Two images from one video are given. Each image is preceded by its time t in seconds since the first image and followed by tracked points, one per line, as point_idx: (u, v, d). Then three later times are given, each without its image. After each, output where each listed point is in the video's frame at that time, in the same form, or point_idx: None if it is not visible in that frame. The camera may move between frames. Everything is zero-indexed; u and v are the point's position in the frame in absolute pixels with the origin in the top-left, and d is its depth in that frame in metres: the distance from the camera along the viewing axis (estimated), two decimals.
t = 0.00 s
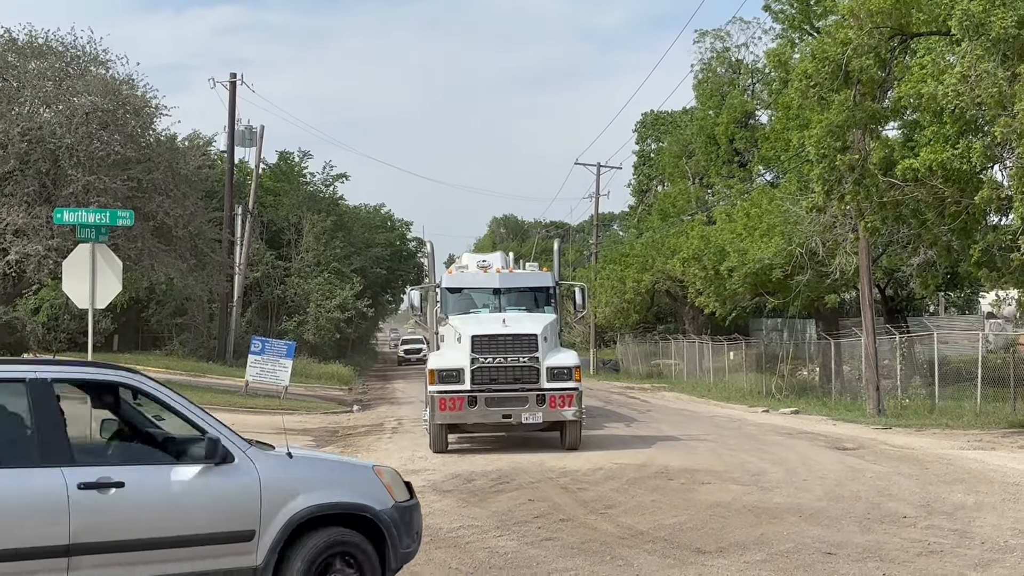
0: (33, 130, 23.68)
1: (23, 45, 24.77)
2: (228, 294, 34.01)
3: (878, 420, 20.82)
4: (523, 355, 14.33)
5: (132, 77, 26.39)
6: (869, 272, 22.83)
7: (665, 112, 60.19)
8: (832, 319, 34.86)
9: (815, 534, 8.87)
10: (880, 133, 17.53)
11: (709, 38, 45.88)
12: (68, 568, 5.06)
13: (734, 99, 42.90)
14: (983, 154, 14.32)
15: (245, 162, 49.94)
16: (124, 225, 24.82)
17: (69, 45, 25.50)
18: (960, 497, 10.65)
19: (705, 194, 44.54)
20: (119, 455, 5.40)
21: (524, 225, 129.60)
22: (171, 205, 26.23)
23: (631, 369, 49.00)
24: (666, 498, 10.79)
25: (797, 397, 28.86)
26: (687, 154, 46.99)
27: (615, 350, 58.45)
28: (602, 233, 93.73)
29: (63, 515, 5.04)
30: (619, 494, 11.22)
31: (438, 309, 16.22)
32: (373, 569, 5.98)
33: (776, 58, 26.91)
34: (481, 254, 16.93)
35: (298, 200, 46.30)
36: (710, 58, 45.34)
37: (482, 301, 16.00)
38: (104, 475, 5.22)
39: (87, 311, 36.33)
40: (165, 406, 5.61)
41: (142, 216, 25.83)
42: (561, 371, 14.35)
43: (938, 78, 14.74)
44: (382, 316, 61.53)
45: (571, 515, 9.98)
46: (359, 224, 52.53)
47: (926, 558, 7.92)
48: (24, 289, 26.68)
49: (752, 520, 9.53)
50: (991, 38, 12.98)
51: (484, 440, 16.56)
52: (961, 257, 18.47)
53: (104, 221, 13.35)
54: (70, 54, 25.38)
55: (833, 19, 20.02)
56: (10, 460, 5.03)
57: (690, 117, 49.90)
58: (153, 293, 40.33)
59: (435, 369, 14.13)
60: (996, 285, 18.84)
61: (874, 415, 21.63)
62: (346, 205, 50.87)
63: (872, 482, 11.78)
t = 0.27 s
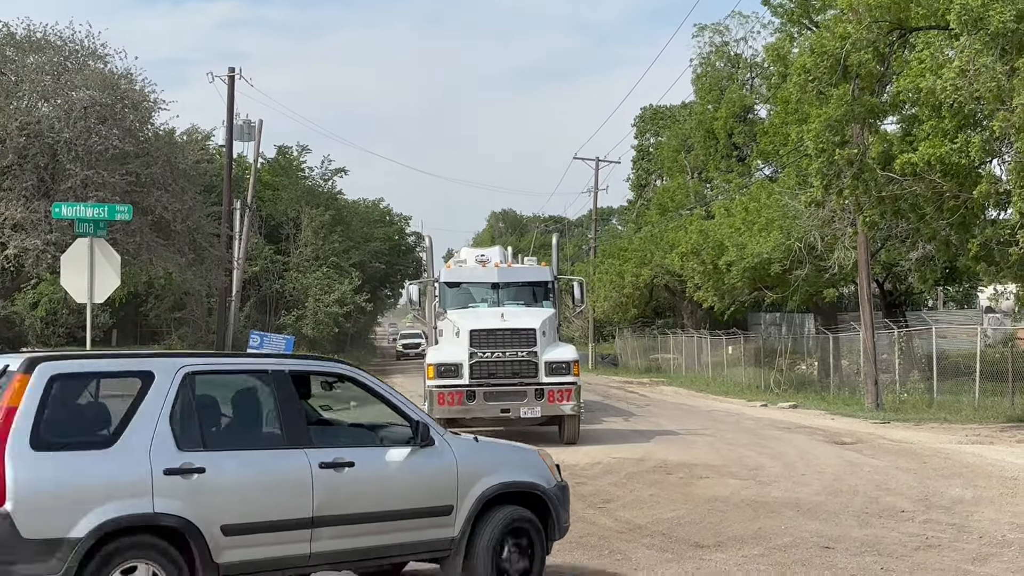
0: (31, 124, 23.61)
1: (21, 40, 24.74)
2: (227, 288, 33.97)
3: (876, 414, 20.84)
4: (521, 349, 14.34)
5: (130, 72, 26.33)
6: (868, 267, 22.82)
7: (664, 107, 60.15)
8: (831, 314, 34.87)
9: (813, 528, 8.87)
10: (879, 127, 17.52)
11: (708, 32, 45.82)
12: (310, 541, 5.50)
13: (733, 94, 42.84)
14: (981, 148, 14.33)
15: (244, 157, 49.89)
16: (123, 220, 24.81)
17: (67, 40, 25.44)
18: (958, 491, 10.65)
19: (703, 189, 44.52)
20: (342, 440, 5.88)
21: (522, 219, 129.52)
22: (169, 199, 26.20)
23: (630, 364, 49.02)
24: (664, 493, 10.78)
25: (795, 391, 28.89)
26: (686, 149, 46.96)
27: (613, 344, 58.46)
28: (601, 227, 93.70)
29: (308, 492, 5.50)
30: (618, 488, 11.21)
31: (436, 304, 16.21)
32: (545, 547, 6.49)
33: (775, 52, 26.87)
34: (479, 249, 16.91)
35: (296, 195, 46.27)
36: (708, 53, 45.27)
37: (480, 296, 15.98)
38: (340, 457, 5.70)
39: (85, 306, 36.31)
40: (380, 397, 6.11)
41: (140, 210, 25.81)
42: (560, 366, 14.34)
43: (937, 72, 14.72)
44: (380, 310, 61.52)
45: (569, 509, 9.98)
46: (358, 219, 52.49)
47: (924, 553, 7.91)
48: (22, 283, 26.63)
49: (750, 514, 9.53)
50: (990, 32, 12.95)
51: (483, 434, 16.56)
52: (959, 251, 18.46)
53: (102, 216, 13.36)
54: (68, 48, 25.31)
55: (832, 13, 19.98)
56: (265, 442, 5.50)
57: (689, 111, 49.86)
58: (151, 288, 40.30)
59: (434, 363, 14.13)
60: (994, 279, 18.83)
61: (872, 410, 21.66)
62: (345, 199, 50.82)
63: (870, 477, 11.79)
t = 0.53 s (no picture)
0: (28, 120, 23.66)
1: (17, 35, 24.73)
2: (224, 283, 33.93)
3: (873, 409, 20.87)
4: (519, 345, 14.34)
5: (127, 66, 26.26)
6: (865, 262, 22.82)
7: (661, 102, 60.12)
8: (828, 308, 34.88)
9: (810, 523, 8.88)
10: (876, 122, 17.51)
11: (705, 27, 45.76)
12: (496, 512, 6.34)
13: (730, 89, 42.78)
14: (978, 143, 14.35)
15: (241, 152, 49.81)
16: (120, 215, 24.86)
17: (64, 34, 25.38)
18: (954, 486, 10.67)
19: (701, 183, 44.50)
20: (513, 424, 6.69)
21: (519, 214, 129.43)
22: (166, 194, 26.15)
23: (627, 359, 49.04)
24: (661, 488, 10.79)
25: (792, 386, 28.91)
26: (683, 144, 46.92)
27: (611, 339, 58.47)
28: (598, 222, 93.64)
29: (494, 471, 6.32)
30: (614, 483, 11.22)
31: (433, 299, 16.20)
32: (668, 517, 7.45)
33: (772, 47, 26.84)
34: (476, 244, 16.89)
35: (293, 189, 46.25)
36: (706, 48, 45.21)
37: (477, 291, 15.98)
38: (516, 439, 6.53)
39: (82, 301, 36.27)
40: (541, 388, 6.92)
41: (137, 205, 25.78)
42: (557, 361, 14.19)
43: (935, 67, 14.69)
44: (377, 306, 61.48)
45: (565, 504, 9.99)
46: (355, 214, 52.44)
47: (920, 547, 7.93)
48: (20, 279, 26.61)
49: (747, 509, 9.54)
50: (987, 26, 12.93)
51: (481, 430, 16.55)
52: (956, 246, 18.46)
53: (99, 211, 13.27)
54: (65, 43, 25.23)
55: (828, 9, 19.97)
56: (460, 425, 6.29)
57: (686, 106, 49.82)
58: (149, 283, 40.27)
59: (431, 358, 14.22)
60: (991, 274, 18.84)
61: (869, 404, 21.68)
62: (342, 194, 50.75)
63: (867, 471, 11.81)
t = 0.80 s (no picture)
0: (23, 116, 23.62)
1: (12, 31, 24.66)
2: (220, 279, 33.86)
3: (868, 405, 20.90)
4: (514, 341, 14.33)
5: (122, 63, 26.18)
6: (860, 258, 22.84)
7: (657, 98, 60.11)
8: (824, 305, 34.91)
9: (803, 519, 8.89)
10: (871, 118, 17.53)
11: (701, 23, 45.74)
12: (632, 489, 7.10)
13: (726, 85, 42.77)
14: (973, 140, 14.40)
15: (236, 149, 49.73)
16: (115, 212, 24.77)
17: (58, 31, 25.29)
18: (949, 482, 10.69)
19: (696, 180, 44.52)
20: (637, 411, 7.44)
21: (515, 211, 129.32)
22: (162, 190, 26.09)
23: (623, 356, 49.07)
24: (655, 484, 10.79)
25: (788, 382, 28.94)
26: (679, 140, 46.92)
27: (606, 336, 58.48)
28: (594, 219, 93.58)
29: (630, 452, 7.08)
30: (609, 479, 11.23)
31: (429, 296, 16.15)
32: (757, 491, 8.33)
33: (767, 44, 26.83)
34: (472, 240, 16.87)
35: (289, 186, 46.21)
36: (701, 44, 45.18)
37: (473, 287, 15.95)
38: (644, 425, 7.30)
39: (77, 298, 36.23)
40: (655, 375, 7.66)
41: (132, 202, 25.68)
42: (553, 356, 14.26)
43: (930, 63, 14.71)
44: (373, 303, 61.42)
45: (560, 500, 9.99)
46: (350, 210, 52.37)
47: (914, 543, 7.94)
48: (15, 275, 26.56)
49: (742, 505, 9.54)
50: (982, 23, 12.95)
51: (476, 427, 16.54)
52: (951, 242, 18.48)
53: (93, 207, 13.40)
54: (60, 40, 25.15)
55: (824, 5, 19.97)
56: (602, 410, 7.03)
57: (682, 103, 49.81)
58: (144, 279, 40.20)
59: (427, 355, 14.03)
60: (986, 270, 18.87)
61: (864, 400, 21.70)
62: (337, 191, 50.69)
63: (862, 467, 11.82)
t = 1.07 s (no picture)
0: (16, 114, 23.53)
1: (6, 29, 24.57)
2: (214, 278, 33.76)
3: (862, 403, 20.91)
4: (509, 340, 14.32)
5: (116, 61, 26.10)
6: (854, 256, 22.84)
7: (652, 96, 60.09)
8: (818, 303, 34.94)
9: (797, 516, 8.89)
10: (866, 116, 17.54)
11: (696, 21, 45.72)
12: (723, 468, 8.19)
13: (720, 83, 42.77)
14: (967, 138, 14.41)
15: (230, 147, 49.61)
16: (108, 210, 24.66)
17: (52, 29, 25.18)
18: (942, 479, 10.71)
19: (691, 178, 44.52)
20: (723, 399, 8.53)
21: (510, 209, 129.19)
22: (156, 188, 26.01)
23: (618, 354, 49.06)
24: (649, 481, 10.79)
25: (782, 380, 28.95)
26: (673, 138, 46.91)
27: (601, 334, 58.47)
28: (589, 217, 93.59)
29: (722, 435, 8.17)
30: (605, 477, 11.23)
31: (423, 294, 16.03)
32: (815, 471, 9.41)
33: (761, 42, 26.83)
34: (467, 238, 16.83)
35: (284, 184, 46.13)
36: (696, 42, 45.17)
37: (468, 286, 15.92)
38: (731, 410, 8.39)
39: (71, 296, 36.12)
40: (735, 367, 8.74)
41: (126, 200, 25.58)
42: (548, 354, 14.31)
43: (924, 61, 14.72)
44: (367, 301, 61.32)
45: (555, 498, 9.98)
46: (344, 208, 52.27)
47: (907, 540, 7.95)
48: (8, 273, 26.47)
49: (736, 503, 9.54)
50: (976, 21, 12.94)
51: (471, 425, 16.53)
52: (945, 240, 18.50)
53: (86, 206, 13.33)
54: (54, 38, 25.05)
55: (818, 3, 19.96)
56: (698, 398, 8.13)
57: (676, 101, 49.79)
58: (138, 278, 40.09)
59: (420, 353, 13.94)
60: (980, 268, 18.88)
61: (858, 398, 21.70)
62: (332, 189, 50.59)
63: (856, 465, 11.84)
